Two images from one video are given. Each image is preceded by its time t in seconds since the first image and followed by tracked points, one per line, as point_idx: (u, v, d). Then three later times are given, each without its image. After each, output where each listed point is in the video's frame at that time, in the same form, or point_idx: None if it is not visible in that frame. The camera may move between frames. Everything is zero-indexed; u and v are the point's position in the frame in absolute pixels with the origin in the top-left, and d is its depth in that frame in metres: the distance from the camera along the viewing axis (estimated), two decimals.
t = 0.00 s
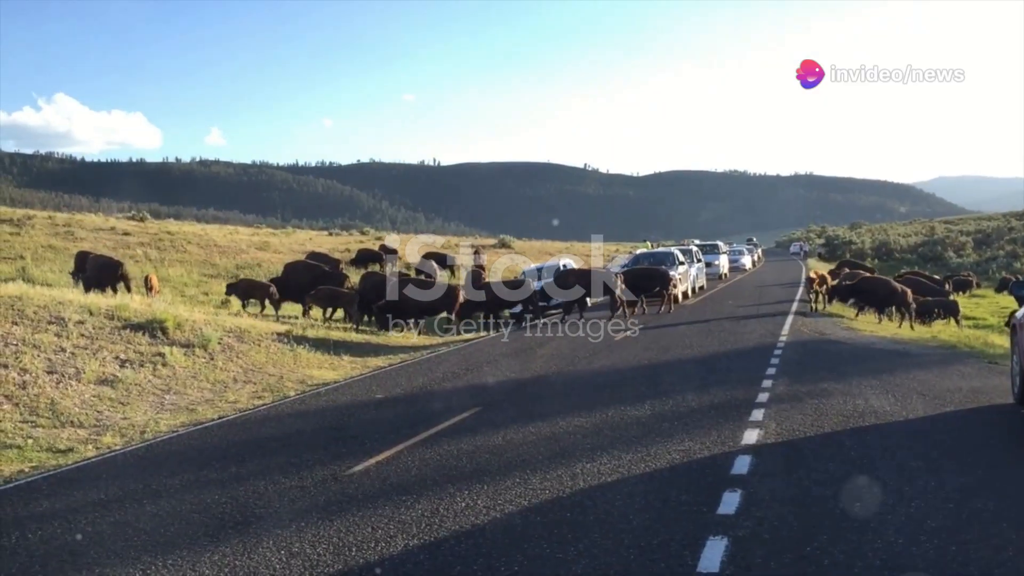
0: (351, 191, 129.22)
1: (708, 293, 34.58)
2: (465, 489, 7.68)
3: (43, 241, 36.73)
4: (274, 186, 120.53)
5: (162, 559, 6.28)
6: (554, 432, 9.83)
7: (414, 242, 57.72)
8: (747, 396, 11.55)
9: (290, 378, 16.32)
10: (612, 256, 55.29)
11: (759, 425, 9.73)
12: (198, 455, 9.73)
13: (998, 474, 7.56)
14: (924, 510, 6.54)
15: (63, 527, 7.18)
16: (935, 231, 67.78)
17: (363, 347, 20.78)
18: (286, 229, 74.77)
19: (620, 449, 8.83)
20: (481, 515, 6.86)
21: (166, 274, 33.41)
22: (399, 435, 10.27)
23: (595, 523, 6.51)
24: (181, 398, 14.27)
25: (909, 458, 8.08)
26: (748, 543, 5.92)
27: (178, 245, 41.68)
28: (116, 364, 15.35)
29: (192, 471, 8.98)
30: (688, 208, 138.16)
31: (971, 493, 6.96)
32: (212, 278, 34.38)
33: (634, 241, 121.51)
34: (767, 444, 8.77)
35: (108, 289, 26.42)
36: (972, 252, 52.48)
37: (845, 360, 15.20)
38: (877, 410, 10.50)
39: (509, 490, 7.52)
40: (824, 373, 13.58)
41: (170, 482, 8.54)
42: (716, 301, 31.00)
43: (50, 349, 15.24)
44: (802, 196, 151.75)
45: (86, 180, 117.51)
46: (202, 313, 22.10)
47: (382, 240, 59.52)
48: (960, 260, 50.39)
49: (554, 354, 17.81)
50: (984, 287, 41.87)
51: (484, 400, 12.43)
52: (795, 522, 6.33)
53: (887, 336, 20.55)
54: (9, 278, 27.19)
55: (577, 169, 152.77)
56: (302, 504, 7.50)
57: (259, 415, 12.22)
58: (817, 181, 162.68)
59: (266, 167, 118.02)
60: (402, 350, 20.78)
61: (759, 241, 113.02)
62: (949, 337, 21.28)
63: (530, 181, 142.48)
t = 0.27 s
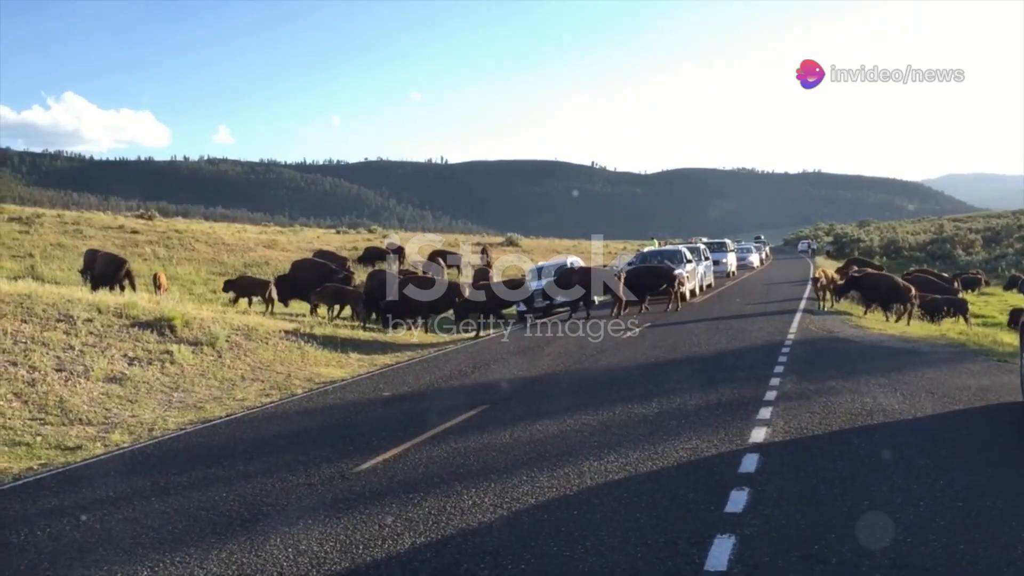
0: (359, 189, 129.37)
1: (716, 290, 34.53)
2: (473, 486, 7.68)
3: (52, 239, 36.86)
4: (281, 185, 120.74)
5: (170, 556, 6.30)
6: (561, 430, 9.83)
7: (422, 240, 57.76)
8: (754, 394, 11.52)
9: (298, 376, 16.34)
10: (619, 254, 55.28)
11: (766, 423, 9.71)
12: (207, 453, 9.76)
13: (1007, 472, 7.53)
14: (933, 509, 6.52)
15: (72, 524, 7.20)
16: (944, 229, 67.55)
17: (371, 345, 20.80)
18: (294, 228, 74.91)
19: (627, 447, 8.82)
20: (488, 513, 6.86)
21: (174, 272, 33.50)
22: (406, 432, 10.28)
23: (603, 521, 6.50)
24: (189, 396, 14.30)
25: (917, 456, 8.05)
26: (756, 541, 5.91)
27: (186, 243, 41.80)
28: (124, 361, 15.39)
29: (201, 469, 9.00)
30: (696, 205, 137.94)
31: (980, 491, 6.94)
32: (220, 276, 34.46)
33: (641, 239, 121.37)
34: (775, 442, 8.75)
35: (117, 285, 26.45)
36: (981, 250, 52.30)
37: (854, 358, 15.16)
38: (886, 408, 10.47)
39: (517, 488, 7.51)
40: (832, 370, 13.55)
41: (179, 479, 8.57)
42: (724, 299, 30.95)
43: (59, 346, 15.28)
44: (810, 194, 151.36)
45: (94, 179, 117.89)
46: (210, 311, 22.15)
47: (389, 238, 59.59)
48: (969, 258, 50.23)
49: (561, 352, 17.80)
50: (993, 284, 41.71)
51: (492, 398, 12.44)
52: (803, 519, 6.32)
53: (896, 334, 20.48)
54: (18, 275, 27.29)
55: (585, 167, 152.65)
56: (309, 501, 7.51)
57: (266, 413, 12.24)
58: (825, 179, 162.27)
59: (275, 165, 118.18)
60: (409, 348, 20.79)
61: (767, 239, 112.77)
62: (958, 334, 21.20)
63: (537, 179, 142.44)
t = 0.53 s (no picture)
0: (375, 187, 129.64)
1: (732, 288, 34.40)
2: (488, 484, 7.68)
3: (71, 237, 37.11)
4: (298, 183, 121.14)
5: (186, 553, 6.32)
6: (577, 428, 9.81)
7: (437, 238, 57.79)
8: (771, 392, 11.48)
9: (314, 373, 16.37)
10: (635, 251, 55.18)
11: (782, 421, 9.65)
12: (223, 450, 9.81)
13: None
14: (952, 508, 6.45)
15: (90, 520, 7.25)
16: (963, 226, 66.97)
17: (386, 343, 20.81)
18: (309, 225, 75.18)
19: (642, 445, 8.79)
20: (503, 511, 6.85)
21: (191, 270, 33.66)
22: (421, 430, 10.28)
23: (617, 519, 6.48)
24: (206, 393, 14.36)
25: (936, 455, 7.98)
26: (772, 540, 5.87)
27: (203, 241, 42.00)
28: (141, 359, 15.46)
29: (217, 466, 9.03)
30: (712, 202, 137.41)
31: (999, 491, 6.86)
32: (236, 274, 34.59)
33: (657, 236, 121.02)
34: (791, 440, 8.70)
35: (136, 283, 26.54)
36: (1000, 247, 51.82)
37: (871, 356, 15.04)
38: (904, 406, 10.39)
39: (532, 486, 7.50)
40: (850, 369, 13.45)
41: (196, 476, 8.61)
42: (740, 296, 30.80)
43: (77, 344, 15.37)
44: (827, 191, 150.48)
45: (113, 177, 118.68)
46: (226, 308, 22.23)
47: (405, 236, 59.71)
48: (988, 255, 49.78)
49: (576, 349, 17.77)
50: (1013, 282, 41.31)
51: (507, 395, 12.42)
52: (820, 519, 6.27)
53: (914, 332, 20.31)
54: (37, 273, 27.51)
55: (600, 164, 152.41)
56: (325, 499, 7.53)
57: (282, 410, 12.29)
58: (842, 175, 161.31)
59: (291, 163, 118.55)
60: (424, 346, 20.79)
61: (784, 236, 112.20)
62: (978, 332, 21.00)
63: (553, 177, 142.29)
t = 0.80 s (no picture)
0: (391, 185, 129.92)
1: (749, 286, 34.26)
2: (502, 482, 7.67)
3: (89, 236, 37.38)
4: (314, 182, 121.58)
5: (201, 550, 6.35)
6: (592, 426, 9.79)
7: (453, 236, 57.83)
8: (787, 391, 11.42)
9: (329, 371, 16.41)
10: (651, 250, 55.06)
11: (799, 420, 9.59)
12: (239, 447, 9.84)
13: None
14: (970, 508, 6.39)
15: (107, 517, 7.29)
16: (982, 223, 66.41)
17: (401, 341, 20.84)
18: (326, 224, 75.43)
19: (658, 444, 8.75)
20: (517, 509, 6.84)
21: (208, 268, 33.82)
22: (436, 428, 10.28)
23: (632, 518, 6.45)
24: (222, 391, 14.42)
25: (954, 455, 7.90)
26: (789, 540, 5.83)
27: (220, 239, 42.20)
28: (158, 357, 15.55)
29: (233, 464, 9.06)
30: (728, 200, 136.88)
31: (1019, 491, 6.79)
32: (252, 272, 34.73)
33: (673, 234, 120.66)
34: (807, 439, 8.65)
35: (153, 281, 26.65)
36: (1020, 245, 51.35)
37: (889, 355, 14.93)
38: (921, 405, 10.31)
39: (546, 484, 7.49)
40: (867, 367, 13.36)
41: (212, 474, 8.65)
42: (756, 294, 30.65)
43: (95, 342, 15.47)
44: (844, 188, 149.61)
45: (131, 176, 119.46)
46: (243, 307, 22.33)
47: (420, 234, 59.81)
48: (1008, 253, 49.33)
49: (591, 348, 17.72)
50: None
51: (522, 394, 12.40)
52: (837, 519, 6.22)
53: (932, 330, 20.15)
54: (56, 272, 27.71)
55: (616, 162, 152.14)
56: (340, 496, 7.54)
57: (298, 408, 12.32)
58: (860, 173, 160.35)
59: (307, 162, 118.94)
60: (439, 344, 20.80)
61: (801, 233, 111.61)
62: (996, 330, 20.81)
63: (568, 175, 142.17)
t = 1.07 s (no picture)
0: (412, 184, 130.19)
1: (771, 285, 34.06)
2: (522, 481, 7.64)
3: (114, 235, 37.69)
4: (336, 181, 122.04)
5: (221, 547, 6.36)
6: (612, 425, 9.76)
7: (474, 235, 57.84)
8: (809, 390, 11.33)
9: (350, 370, 16.45)
10: (672, 248, 54.88)
11: (821, 420, 9.51)
12: (260, 446, 9.88)
13: None
14: (994, 510, 6.31)
15: (128, 514, 7.33)
16: (1009, 222, 65.68)
17: (421, 339, 20.86)
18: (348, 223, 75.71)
19: (678, 444, 8.70)
20: (536, 508, 6.82)
21: (231, 267, 34.00)
22: (455, 427, 10.27)
23: (651, 518, 6.42)
24: (244, 389, 14.49)
25: (978, 456, 7.79)
26: (810, 541, 5.77)
27: (242, 238, 42.44)
28: (181, 355, 15.65)
29: (253, 462, 9.09)
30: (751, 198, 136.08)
31: None
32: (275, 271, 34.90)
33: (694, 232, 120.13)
34: (830, 439, 8.58)
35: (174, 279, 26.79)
36: None
37: (913, 354, 14.76)
38: (946, 405, 10.19)
39: (566, 484, 7.46)
40: (890, 367, 13.23)
41: (233, 471, 8.69)
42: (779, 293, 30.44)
43: (118, 340, 15.59)
44: (868, 187, 148.40)
45: (155, 176, 120.42)
46: (265, 305, 22.44)
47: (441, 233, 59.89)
48: None
49: (612, 347, 17.66)
50: None
51: (541, 393, 12.37)
52: (858, 520, 6.15)
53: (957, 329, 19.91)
54: (81, 270, 27.97)
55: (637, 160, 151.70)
56: (359, 495, 7.55)
57: (319, 406, 12.36)
58: (884, 171, 158.99)
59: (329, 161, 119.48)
60: (459, 343, 20.79)
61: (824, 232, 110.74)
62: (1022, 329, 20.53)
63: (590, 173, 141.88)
